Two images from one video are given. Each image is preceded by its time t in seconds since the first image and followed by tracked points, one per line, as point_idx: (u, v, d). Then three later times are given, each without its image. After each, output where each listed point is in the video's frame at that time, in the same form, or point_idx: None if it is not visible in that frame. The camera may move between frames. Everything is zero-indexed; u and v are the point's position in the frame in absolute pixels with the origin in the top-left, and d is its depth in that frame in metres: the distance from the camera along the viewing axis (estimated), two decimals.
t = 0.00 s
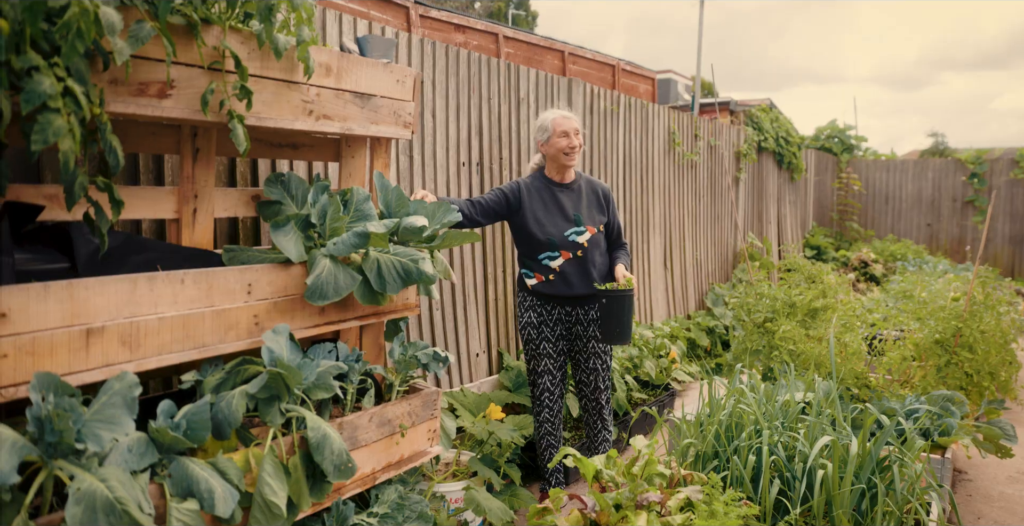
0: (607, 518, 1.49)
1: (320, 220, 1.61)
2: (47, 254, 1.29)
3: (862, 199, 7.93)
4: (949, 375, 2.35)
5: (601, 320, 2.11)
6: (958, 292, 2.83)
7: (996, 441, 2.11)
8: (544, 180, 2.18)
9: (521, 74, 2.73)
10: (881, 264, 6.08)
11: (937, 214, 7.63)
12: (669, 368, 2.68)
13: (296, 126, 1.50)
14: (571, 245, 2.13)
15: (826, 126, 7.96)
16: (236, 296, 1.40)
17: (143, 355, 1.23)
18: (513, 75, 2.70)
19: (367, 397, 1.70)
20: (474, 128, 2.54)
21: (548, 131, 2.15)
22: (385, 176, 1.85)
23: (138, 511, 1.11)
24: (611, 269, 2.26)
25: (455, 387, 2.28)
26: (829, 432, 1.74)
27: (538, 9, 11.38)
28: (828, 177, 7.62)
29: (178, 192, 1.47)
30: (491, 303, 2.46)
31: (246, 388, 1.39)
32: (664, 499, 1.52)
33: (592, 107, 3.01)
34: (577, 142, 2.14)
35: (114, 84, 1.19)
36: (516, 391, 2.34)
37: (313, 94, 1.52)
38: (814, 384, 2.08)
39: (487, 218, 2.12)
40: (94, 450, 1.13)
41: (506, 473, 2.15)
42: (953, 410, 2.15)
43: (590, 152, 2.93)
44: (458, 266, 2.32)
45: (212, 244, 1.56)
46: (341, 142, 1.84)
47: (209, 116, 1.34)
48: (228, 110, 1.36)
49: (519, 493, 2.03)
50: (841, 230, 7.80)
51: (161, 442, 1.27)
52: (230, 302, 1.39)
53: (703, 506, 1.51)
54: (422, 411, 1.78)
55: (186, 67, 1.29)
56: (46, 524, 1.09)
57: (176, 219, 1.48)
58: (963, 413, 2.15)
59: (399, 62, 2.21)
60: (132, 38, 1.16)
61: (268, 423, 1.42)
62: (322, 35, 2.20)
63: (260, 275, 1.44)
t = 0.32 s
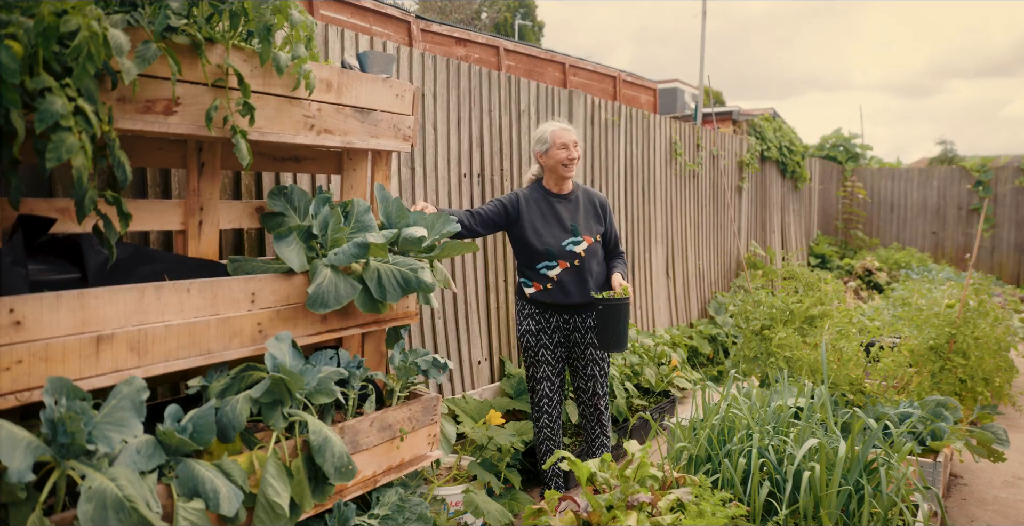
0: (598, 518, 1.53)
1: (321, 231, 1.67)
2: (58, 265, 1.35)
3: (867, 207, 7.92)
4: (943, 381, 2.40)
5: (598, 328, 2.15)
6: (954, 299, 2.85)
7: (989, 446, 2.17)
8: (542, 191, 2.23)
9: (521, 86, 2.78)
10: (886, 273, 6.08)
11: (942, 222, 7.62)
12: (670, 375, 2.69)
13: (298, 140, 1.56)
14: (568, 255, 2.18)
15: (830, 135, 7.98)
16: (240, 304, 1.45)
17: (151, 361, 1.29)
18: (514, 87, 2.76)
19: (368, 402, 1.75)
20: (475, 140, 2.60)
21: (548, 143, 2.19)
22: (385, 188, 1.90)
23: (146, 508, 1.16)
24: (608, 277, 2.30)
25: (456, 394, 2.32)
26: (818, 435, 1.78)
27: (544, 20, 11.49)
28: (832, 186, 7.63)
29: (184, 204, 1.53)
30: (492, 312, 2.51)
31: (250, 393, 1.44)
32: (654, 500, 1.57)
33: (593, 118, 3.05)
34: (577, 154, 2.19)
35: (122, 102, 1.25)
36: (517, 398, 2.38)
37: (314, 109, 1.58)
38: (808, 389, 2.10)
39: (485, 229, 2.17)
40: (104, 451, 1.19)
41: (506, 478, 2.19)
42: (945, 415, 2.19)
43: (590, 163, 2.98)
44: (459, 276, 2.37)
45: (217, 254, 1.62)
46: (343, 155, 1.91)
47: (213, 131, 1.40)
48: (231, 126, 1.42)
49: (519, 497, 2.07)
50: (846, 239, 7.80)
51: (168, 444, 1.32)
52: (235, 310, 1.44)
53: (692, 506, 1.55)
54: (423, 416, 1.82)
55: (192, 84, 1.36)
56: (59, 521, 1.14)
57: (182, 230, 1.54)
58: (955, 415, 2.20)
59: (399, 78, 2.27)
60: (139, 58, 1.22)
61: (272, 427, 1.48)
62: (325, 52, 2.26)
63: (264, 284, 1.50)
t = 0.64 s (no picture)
0: (562, 510, 1.63)
1: (295, 234, 1.71)
2: (28, 266, 1.35)
3: (844, 211, 8.04)
4: (902, 378, 2.54)
5: (568, 329, 2.21)
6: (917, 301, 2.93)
7: (946, 440, 2.28)
8: (515, 196, 2.27)
9: (499, 92, 2.83)
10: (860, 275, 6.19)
11: (916, 226, 7.72)
12: (645, 376, 2.74)
13: (271, 145, 1.60)
14: (539, 257, 2.23)
15: (809, 140, 8.09)
16: (213, 305, 1.48)
17: (123, 361, 1.32)
18: (491, 93, 2.80)
19: (341, 401, 1.78)
20: (451, 145, 2.64)
21: (521, 148, 2.23)
22: (359, 193, 1.94)
23: (115, 504, 1.19)
24: (579, 280, 2.36)
25: (432, 396, 2.36)
26: (778, 429, 1.89)
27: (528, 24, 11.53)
28: (810, 190, 7.73)
29: (158, 208, 1.57)
30: (468, 314, 2.54)
31: (222, 393, 1.47)
32: (617, 493, 1.68)
33: (570, 123, 3.10)
34: (548, 158, 2.23)
35: (95, 108, 1.29)
36: (492, 399, 2.42)
37: (288, 115, 1.62)
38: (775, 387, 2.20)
39: (459, 232, 2.21)
40: (75, 449, 1.22)
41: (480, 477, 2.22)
42: (907, 410, 2.35)
43: (566, 167, 3.02)
44: (436, 279, 2.41)
45: (191, 256, 1.65)
46: (318, 160, 1.94)
47: (186, 136, 1.43)
48: (204, 131, 1.46)
49: (491, 495, 2.09)
50: (823, 242, 7.91)
51: (140, 443, 1.36)
52: (208, 311, 1.48)
53: (653, 498, 1.66)
54: (395, 415, 1.85)
55: (165, 90, 1.39)
56: (28, 519, 1.17)
57: (156, 234, 1.58)
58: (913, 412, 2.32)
59: (375, 84, 2.32)
60: (112, 65, 1.26)
61: (243, 425, 1.51)
62: (301, 59, 2.30)
63: (237, 286, 1.53)
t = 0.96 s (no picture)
0: (438, 514, 1.68)
1: (166, 244, 1.64)
2: None
3: (732, 216, 8.39)
4: (773, 374, 2.73)
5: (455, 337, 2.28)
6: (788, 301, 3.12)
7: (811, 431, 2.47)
8: (400, 204, 2.28)
9: (388, 100, 2.82)
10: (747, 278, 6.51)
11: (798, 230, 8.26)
12: (534, 379, 2.80)
13: (141, 155, 1.47)
14: (423, 265, 2.26)
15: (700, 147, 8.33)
16: (70, 321, 1.42)
17: None
18: (380, 101, 2.79)
19: (215, 416, 1.73)
20: (338, 153, 2.61)
21: (405, 156, 2.24)
22: (238, 203, 1.90)
23: None
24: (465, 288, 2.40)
25: (318, 406, 2.34)
26: (653, 427, 1.99)
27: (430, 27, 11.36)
28: (701, 197, 8.02)
29: (12, 217, 1.48)
30: (355, 322, 2.53)
31: (78, 412, 1.37)
32: (493, 496, 1.74)
33: (462, 131, 3.14)
34: (432, 167, 2.25)
35: None
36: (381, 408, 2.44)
37: (160, 123, 1.50)
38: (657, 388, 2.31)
39: (343, 240, 2.20)
40: None
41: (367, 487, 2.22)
42: (771, 404, 2.51)
43: (457, 175, 3.06)
44: (320, 288, 2.39)
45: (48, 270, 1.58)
46: (193, 168, 1.88)
47: (43, 143, 1.28)
48: (64, 140, 1.31)
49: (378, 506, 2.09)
50: (714, 246, 8.12)
51: None
52: (64, 327, 1.41)
53: (528, 499, 1.72)
54: (274, 427, 1.82)
55: (18, 94, 1.24)
56: None
57: (6, 245, 1.49)
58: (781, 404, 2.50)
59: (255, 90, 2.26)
60: None
61: (102, 446, 1.41)
62: (172, 63, 2.20)
63: (100, 300, 1.47)
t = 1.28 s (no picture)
0: None
1: None
2: None
3: (531, 233, 8.85)
4: (559, 385, 2.91)
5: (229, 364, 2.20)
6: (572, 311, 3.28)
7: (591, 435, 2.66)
8: (165, 223, 2.10)
9: (158, 108, 2.60)
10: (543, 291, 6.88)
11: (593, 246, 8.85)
12: (324, 402, 2.75)
13: None
14: (191, 286, 2.10)
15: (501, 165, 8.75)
16: None
17: None
18: (148, 109, 2.57)
19: None
20: (95, 164, 2.35)
21: (169, 172, 2.06)
22: None
23: None
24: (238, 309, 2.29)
25: (63, 448, 2.09)
26: (436, 444, 2.04)
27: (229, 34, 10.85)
28: (499, 214, 8.49)
29: None
30: (113, 350, 2.29)
31: None
32: None
33: (246, 145, 2.99)
34: (201, 188, 2.11)
35: None
36: (145, 444, 2.25)
37: None
38: (442, 403, 2.43)
39: (96, 261, 1.96)
40: None
41: None
42: (548, 414, 2.66)
43: (238, 192, 2.90)
44: (66, 314, 2.12)
45: None
46: None
47: None
48: None
49: None
50: (513, 261, 8.64)
51: None
52: None
53: None
54: None
55: None
56: None
57: None
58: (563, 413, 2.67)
59: None
60: None
61: None
62: None
63: None
